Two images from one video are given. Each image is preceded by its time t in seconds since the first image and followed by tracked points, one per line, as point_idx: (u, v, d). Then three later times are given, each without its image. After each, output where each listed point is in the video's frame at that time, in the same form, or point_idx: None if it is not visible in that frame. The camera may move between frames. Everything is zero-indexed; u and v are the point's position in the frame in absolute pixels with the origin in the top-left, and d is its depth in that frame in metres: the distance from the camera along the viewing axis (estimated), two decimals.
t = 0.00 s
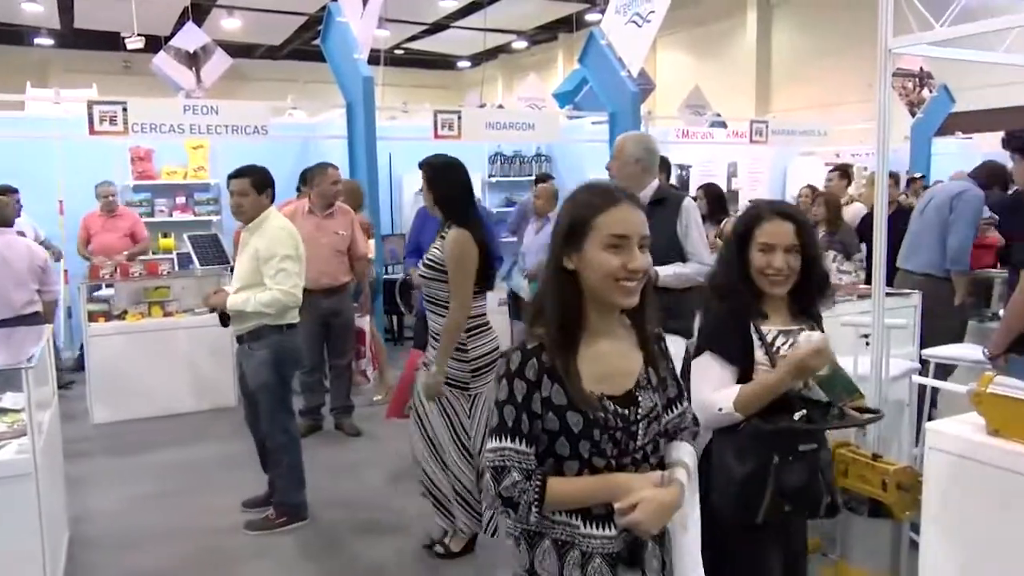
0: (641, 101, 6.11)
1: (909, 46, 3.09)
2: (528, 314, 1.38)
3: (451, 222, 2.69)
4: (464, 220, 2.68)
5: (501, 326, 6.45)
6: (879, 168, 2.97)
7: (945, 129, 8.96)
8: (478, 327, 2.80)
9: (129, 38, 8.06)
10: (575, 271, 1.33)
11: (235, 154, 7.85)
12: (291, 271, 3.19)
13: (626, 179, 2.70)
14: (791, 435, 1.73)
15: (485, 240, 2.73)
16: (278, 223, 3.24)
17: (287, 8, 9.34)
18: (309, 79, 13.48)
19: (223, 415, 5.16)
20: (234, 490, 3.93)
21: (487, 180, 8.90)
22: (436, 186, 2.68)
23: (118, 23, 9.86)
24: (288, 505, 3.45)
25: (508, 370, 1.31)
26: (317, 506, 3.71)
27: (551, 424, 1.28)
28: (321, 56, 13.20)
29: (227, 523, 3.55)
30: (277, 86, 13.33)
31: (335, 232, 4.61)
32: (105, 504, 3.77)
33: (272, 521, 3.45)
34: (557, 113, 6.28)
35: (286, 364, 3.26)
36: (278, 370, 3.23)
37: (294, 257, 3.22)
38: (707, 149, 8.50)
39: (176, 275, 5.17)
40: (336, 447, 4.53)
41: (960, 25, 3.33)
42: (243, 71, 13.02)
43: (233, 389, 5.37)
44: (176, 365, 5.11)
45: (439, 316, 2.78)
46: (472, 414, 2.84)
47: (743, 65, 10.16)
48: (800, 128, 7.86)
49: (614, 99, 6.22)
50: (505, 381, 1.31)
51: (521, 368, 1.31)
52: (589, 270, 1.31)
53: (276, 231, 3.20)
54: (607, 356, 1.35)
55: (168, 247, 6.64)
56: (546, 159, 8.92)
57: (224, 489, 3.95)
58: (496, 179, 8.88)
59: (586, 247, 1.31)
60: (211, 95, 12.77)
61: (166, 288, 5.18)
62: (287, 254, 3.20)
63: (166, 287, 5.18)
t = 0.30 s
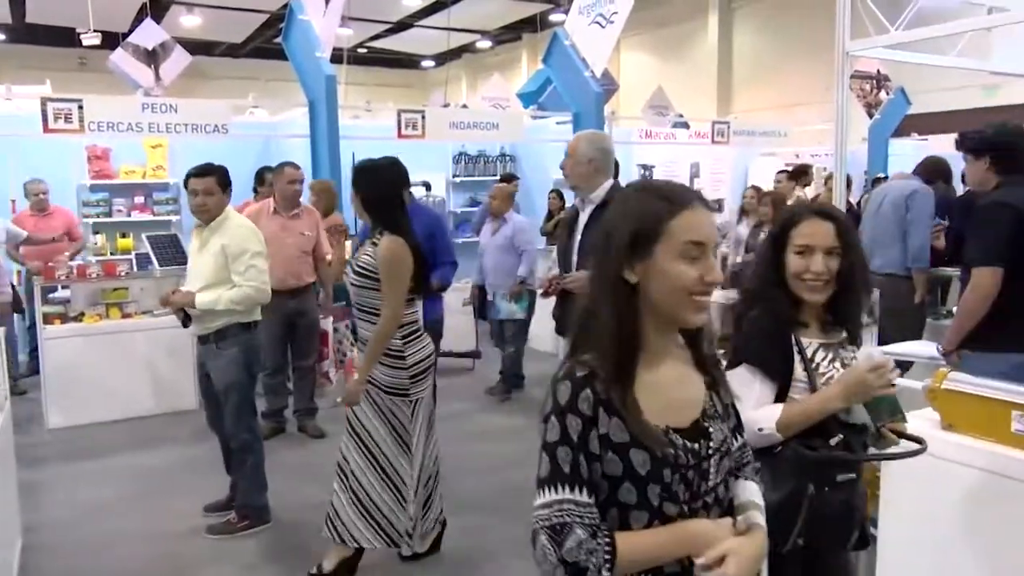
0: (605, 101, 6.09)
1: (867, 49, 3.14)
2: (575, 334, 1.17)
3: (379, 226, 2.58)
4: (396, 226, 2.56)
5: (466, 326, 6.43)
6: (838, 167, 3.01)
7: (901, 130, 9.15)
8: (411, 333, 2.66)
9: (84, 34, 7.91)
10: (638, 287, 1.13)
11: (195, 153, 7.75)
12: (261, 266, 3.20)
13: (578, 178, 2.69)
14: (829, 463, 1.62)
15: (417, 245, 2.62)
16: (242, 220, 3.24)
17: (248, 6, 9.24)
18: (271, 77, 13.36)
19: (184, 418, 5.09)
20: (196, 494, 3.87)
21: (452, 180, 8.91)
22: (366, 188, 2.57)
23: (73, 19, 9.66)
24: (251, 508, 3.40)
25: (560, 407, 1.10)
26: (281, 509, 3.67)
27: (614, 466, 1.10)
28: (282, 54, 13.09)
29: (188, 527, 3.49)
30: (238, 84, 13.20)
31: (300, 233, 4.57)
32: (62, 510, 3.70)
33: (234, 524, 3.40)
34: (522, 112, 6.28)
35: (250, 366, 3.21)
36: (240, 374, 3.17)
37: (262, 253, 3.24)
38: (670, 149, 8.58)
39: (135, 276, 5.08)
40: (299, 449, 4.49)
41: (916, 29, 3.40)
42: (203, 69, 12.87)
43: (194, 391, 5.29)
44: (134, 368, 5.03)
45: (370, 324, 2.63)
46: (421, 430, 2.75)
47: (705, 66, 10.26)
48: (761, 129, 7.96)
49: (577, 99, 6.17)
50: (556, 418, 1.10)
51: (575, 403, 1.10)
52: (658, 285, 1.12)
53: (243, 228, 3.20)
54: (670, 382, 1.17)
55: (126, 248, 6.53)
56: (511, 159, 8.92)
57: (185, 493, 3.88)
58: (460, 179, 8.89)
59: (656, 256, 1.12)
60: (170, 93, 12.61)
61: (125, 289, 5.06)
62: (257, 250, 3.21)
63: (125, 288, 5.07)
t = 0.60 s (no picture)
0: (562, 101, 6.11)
1: (817, 51, 3.20)
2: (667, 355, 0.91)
3: (290, 228, 2.47)
4: (306, 226, 2.46)
5: (423, 327, 6.40)
6: (790, 168, 3.06)
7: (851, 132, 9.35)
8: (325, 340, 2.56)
9: (30, 28, 7.70)
10: (757, 301, 0.88)
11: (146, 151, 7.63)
12: (214, 266, 3.17)
13: (536, 177, 2.67)
14: (897, 481, 1.39)
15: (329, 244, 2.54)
16: (192, 220, 3.19)
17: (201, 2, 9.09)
18: (224, 74, 13.20)
19: (135, 422, 4.99)
20: (147, 499, 3.79)
21: (410, 180, 8.86)
22: (276, 191, 2.47)
23: (18, 13, 9.41)
24: (204, 513, 3.34)
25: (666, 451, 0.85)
26: (236, 513, 3.61)
27: (733, 524, 0.86)
28: (235, 52, 12.93)
29: (139, 534, 3.42)
30: (190, 82, 13.00)
31: (257, 235, 4.49)
32: (6, 519, 3.59)
33: (187, 530, 3.34)
34: (480, 113, 6.27)
35: (203, 368, 3.17)
36: (193, 375, 3.12)
37: (214, 253, 3.20)
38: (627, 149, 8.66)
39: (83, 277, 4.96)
40: (254, 451, 4.42)
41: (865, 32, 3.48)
42: (154, 66, 12.64)
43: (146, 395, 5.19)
44: (83, 371, 4.91)
45: (292, 333, 2.50)
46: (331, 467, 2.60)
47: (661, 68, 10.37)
48: (717, 129, 8.06)
49: (535, 99, 6.10)
50: (671, 467, 0.85)
51: (691, 446, 0.85)
52: (780, 297, 0.89)
53: (195, 227, 3.16)
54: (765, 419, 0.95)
55: (74, 249, 6.39)
56: (468, 159, 8.91)
57: (136, 499, 3.81)
58: (417, 179, 8.85)
59: (779, 263, 0.88)
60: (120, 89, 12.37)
61: (73, 291, 4.97)
62: (209, 249, 3.16)
63: (73, 290, 4.97)
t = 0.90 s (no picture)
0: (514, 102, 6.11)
1: (765, 54, 3.25)
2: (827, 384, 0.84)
3: (203, 229, 2.45)
4: (216, 226, 2.43)
5: (377, 327, 6.35)
6: (737, 169, 3.11)
7: (798, 133, 9.54)
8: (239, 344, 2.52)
9: None
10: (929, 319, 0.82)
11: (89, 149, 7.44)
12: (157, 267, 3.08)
13: (489, 172, 2.67)
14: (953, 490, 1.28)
15: (243, 242, 2.51)
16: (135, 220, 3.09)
17: None
18: (172, 72, 12.97)
19: (78, 427, 4.86)
20: (90, 507, 3.69)
21: (362, 180, 8.77)
22: (180, 193, 2.45)
23: None
24: (151, 519, 3.27)
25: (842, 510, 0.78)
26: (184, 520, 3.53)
27: (919, 573, 0.80)
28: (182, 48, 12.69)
29: (82, 543, 3.32)
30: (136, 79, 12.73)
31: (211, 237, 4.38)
32: None
33: (133, 536, 3.26)
34: (432, 112, 6.25)
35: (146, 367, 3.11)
36: (138, 376, 3.06)
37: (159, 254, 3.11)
38: (579, 149, 8.70)
39: (23, 279, 4.81)
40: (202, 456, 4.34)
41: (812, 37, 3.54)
42: (98, 62, 12.34)
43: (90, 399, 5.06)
44: (23, 376, 4.76)
45: (205, 335, 2.46)
46: (211, 483, 2.51)
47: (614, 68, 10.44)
48: (669, 130, 8.14)
49: (488, 101, 6.14)
50: (847, 509, 0.80)
51: (867, 485, 0.79)
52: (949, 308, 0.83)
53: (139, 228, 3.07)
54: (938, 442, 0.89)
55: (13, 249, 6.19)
56: (421, 159, 8.87)
57: (79, 507, 3.70)
58: (369, 179, 8.78)
59: (949, 276, 0.82)
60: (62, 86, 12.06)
61: (12, 293, 4.82)
62: (154, 250, 3.07)
63: (12, 293, 4.82)
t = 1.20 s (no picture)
0: (470, 101, 6.10)
1: (718, 56, 3.30)
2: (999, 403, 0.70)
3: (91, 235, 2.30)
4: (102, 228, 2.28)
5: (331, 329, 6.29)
6: (690, 169, 3.14)
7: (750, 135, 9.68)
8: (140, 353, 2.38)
9: None
10: None
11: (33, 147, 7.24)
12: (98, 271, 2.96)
13: (444, 172, 2.65)
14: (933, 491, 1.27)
15: (143, 239, 2.34)
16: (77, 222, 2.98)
17: None
18: (121, 68, 12.72)
19: (22, 433, 4.73)
20: (35, 515, 3.60)
21: (316, 178, 8.70)
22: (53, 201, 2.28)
23: None
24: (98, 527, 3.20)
25: (989, 524, 0.66)
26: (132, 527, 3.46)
27: None
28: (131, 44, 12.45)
29: (27, 552, 3.23)
30: (84, 75, 12.46)
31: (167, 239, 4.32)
32: None
33: (80, 545, 3.19)
34: (387, 112, 6.20)
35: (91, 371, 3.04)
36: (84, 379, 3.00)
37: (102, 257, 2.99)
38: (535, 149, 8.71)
39: None
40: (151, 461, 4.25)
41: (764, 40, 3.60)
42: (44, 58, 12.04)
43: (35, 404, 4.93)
44: None
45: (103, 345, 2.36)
46: (134, 494, 2.45)
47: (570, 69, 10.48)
48: (624, 130, 8.21)
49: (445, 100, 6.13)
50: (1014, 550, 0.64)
51: None
52: None
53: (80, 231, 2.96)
54: None
55: None
56: (377, 158, 8.80)
57: (24, 515, 3.60)
58: (324, 178, 8.70)
59: None
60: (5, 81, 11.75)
61: None
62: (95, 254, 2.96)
63: None
